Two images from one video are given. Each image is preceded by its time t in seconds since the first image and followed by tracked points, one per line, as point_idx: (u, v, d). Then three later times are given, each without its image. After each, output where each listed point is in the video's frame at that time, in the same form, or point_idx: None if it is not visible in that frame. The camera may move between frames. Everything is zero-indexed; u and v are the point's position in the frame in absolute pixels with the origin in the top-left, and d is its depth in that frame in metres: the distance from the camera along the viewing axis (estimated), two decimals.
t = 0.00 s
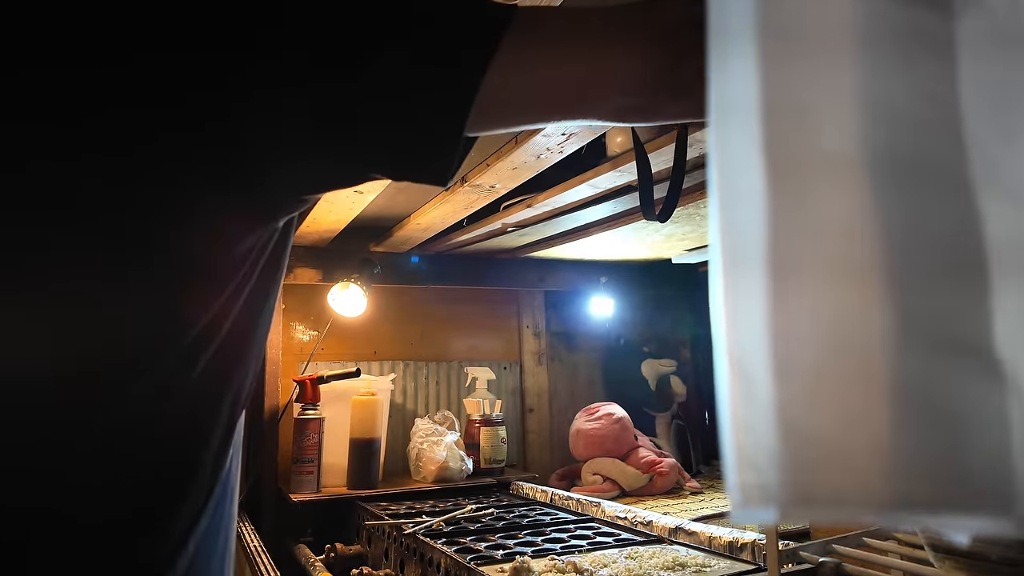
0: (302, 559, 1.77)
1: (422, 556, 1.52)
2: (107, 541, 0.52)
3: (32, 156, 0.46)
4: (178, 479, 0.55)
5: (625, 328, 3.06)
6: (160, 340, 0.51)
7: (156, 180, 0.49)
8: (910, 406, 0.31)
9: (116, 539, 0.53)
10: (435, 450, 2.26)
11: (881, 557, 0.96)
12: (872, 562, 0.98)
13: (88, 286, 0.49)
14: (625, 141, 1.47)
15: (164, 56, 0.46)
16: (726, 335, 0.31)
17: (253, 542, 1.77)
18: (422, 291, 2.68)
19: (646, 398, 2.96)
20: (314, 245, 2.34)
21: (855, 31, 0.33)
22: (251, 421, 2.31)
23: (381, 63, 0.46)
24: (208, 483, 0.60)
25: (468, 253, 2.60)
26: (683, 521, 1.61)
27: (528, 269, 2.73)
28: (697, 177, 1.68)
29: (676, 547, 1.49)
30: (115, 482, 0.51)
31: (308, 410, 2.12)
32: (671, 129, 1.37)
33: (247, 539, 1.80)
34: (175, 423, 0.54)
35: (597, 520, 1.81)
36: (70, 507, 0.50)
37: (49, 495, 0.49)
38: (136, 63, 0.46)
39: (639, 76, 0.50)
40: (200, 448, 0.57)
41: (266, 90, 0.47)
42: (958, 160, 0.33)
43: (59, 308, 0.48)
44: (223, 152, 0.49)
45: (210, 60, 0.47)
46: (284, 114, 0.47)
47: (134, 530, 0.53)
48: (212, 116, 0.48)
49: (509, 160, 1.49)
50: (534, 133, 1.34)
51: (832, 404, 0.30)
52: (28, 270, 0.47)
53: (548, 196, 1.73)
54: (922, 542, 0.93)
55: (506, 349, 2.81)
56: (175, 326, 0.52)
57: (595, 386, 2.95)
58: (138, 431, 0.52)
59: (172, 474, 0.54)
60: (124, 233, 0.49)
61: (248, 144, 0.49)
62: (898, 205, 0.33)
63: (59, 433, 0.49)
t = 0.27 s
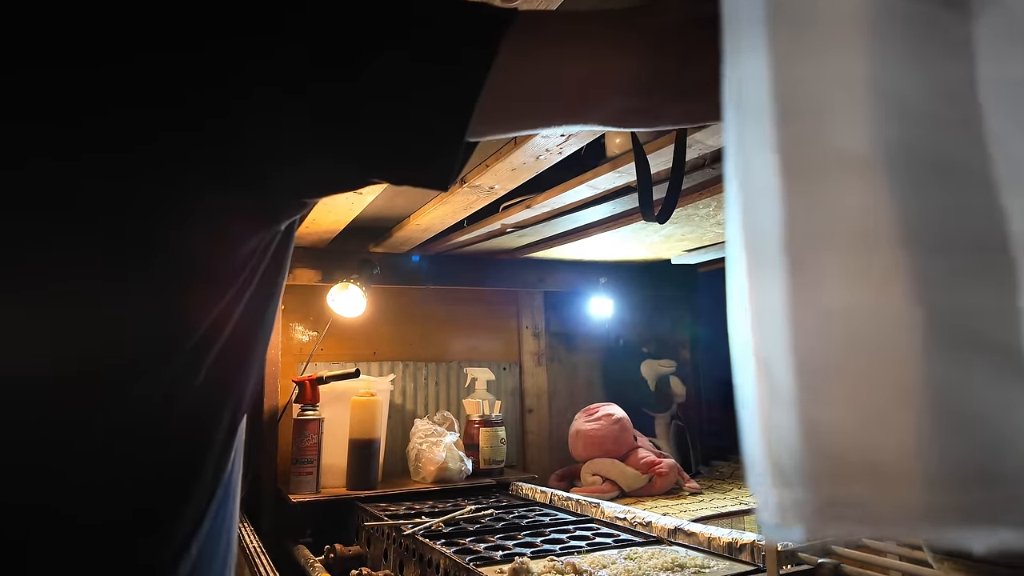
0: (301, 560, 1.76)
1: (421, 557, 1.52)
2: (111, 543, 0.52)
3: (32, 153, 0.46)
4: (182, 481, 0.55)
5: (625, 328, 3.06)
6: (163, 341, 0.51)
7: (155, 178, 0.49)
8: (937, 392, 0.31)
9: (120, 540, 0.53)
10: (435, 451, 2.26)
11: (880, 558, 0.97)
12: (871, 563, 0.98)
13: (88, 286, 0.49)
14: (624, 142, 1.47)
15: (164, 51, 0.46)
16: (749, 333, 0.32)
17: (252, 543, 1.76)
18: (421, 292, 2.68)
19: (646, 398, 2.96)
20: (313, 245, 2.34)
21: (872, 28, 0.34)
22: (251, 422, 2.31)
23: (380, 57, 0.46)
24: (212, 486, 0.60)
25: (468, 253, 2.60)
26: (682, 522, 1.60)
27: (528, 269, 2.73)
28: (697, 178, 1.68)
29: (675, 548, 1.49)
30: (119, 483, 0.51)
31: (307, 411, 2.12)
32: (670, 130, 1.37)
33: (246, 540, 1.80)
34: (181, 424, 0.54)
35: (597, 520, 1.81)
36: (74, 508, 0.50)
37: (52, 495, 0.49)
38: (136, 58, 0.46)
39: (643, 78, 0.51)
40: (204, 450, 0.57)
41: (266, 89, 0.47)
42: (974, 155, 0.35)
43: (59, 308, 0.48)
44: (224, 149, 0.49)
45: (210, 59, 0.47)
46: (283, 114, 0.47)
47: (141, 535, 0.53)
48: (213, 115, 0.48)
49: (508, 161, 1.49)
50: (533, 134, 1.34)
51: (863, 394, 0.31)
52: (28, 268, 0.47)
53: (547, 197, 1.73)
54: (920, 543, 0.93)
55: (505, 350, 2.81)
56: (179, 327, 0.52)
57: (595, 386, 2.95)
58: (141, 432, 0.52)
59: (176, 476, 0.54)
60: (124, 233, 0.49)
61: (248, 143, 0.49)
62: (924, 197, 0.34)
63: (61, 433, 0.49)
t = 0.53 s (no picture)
0: (302, 560, 1.76)
1: (421, 557, 1.52)
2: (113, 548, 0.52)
3: (32, 157, 0.46)
4: (184, 485, 0.55)
5: (625, 329, 3.06)
6: (164, 345, 0.51)
7: (155, 178, 0.49)
8: (975, 399, 0.28)
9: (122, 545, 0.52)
10: (435, 451, 2.26)
11: (881, 558, 0.96)
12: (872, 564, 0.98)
13: (87, 287, 0.49)
14: (624, 142, 1.47)
15: (164, 55, 0.46)
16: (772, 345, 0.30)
17: (252, 543, 1.77)
18: (420, 293, 2.68)
19: (646, 399, 2.96)
20: (313, 246, 2.34)
21: (897, 6, 0.32)
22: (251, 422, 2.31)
23: (381, 64, 0.46)
24: (214, 489, 0.60)
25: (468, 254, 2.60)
26: (683, 522, 1.60)
27: (527, 270, 2.73)
28: (697, 179, 1.68)
29: (675, 548, 1.49)
30: (120, 487, 0.52)
31: (307, 411, 2.12)
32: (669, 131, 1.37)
33: (246, 540, 1.80)
34: (181, 428, 0.54)
35: (597, 521, 1.81)
36: (74, 513, 0.50)
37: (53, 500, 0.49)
38: (136, 63, 0.46)
39: (643, 82, 0.52)
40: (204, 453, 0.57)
41: (266, 88, 0.47)
42: (1009, 144, 0.32)
43: (59, 312, 0.48)
44: (223, 152, 0.49)
45: (209, 58, 0.47)
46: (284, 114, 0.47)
47: (144, 535, 0.53)
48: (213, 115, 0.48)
49: (508, 161, 1.49)
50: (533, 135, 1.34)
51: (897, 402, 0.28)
52: (28, 271, 0.48)
53: (547, 197, 1.73)
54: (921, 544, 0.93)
55: (505, 350, 2.81)
56: (179, 331, 0.52)
57: (595, 387, 2.95)
58: (141, 437, 0.52)
59: (177, 479, 0.54)
60: (124, 235, 0.49)
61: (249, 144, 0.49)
62: (957, 185, 0.31)
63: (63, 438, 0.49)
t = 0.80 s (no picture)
0: (301, 560, 1.77)
1: (420, 558, 1.52)
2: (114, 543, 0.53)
3: (30, 158, 0.46)
4: (185, 487, 0.55)
5: (625, 329, 3.06)
6: (165, 346, 0.51)
7: (155, 178, 0.49)
8: (965, 395, 0.30)
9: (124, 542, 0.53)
10: (434, 451, 2.26)
11: (880, 559, 0.96)
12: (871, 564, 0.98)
13: (86, 285, 0.49)
14: (624, 142, 1.47)
15: (162, 52, 0.46)
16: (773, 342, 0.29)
17: (251, 544, 1.76)
18: (420, 293, 2.68)
19: (646, 399, 2.96)
20: (313, 246, 2.34)
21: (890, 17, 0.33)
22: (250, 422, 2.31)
23: (382, 59, 0.46)
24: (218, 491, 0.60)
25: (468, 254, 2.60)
26: (682, 522, 1.60)
27: (527, 270, 2.73)
28: (697, 178, 1.68)
29: (674, 548, 1.49)
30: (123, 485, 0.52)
31: (307, 412, 2.12)
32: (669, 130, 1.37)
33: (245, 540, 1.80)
34: (185, 432, 0.54)
35: (597, 521, 1.81)
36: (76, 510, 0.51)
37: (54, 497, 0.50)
38: (134, 60, 0.46)
39: (647, 79, 0.51)
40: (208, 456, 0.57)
41: (265, 87, 0.47)
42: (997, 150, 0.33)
43: (57, 310, 0.48)
44: (223, 151, 0.49)
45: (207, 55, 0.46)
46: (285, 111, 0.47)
47: (145, 536, 0.54)
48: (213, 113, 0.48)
49: (508, 161, 1.49)
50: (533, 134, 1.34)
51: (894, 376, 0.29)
52: (24, 269, 0.47)
53: (547, 197, 1.72)
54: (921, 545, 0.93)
55: (505, 351, 2.81)
56: (180, 333, 0.52)
57: (595, 387, 2.95)
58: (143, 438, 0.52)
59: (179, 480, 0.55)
60: (124, 234, 0.49)
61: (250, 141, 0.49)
62: (948, 186, 0.32)
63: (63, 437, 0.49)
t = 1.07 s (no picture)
0: (301, 560, 1.77)
1: (419, 558, 1.52)
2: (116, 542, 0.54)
3: (29, 157, 0.46)
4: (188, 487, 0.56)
5: (624, 329, 3.06)
6: (169, 350, 0.51)
7: (155, 177, 0.49)
8: (921, 400, 0.36)
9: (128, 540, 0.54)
10: (433, 452, 2.26)
11: (878, 559, 0.96)
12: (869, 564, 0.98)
13: (88, 284, 0.49)
14: (623, 142, 1.47)
15: (163, 51, 0.46)
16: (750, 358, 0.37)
17: (250, 544, 1.77)
18: (419, 293, 2.68)
19: (645, 399, 2.96)
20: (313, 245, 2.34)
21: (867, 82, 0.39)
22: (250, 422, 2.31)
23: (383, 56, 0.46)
24: (219, 489, 0.62)
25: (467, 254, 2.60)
26: (681, 522, 1.60)
27: (527, 270, 2.74)
28: (696, 179, 1.68)
29: (673, 549, 1.50)
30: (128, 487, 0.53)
31: (306, 412, 2.12)
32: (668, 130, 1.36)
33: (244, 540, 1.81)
34: (193, 434, 0.55)
35: (596, 521, 1.81)
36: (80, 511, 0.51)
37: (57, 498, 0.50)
38: (135, 60, 0.46)
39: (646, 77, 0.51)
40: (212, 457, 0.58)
41: (266, 83, 0.46)
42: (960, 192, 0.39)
43: (58, 308, 0.48)
44: (223, 149, 0.49)
45: (208, 53, 0.46)
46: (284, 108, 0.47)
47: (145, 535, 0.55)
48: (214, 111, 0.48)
49: (507, 162, 1.49)
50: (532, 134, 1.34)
51: (847, 357, 0.37)
52: (26, 267, 0.47)
53: (546, 197, 1.72)
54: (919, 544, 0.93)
55: (504, 351, 2.81)
56: (184, 337, 0.52)
57: (594, 387, 2.95)
58: (148, 441, 0.52)
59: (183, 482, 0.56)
60: (124, 229, 0.49)
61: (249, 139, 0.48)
62: (914, 227, 0.39)
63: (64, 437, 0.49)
